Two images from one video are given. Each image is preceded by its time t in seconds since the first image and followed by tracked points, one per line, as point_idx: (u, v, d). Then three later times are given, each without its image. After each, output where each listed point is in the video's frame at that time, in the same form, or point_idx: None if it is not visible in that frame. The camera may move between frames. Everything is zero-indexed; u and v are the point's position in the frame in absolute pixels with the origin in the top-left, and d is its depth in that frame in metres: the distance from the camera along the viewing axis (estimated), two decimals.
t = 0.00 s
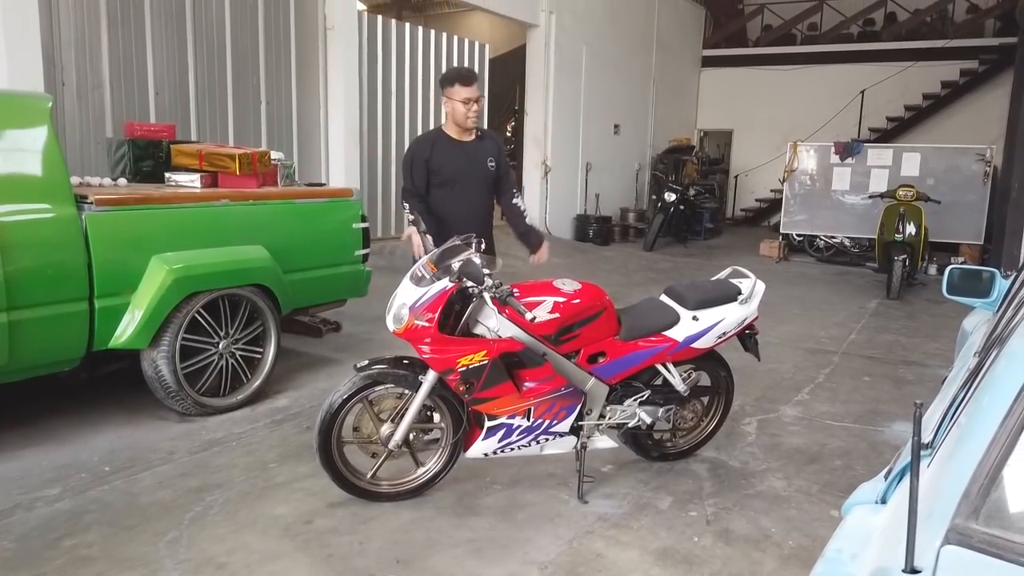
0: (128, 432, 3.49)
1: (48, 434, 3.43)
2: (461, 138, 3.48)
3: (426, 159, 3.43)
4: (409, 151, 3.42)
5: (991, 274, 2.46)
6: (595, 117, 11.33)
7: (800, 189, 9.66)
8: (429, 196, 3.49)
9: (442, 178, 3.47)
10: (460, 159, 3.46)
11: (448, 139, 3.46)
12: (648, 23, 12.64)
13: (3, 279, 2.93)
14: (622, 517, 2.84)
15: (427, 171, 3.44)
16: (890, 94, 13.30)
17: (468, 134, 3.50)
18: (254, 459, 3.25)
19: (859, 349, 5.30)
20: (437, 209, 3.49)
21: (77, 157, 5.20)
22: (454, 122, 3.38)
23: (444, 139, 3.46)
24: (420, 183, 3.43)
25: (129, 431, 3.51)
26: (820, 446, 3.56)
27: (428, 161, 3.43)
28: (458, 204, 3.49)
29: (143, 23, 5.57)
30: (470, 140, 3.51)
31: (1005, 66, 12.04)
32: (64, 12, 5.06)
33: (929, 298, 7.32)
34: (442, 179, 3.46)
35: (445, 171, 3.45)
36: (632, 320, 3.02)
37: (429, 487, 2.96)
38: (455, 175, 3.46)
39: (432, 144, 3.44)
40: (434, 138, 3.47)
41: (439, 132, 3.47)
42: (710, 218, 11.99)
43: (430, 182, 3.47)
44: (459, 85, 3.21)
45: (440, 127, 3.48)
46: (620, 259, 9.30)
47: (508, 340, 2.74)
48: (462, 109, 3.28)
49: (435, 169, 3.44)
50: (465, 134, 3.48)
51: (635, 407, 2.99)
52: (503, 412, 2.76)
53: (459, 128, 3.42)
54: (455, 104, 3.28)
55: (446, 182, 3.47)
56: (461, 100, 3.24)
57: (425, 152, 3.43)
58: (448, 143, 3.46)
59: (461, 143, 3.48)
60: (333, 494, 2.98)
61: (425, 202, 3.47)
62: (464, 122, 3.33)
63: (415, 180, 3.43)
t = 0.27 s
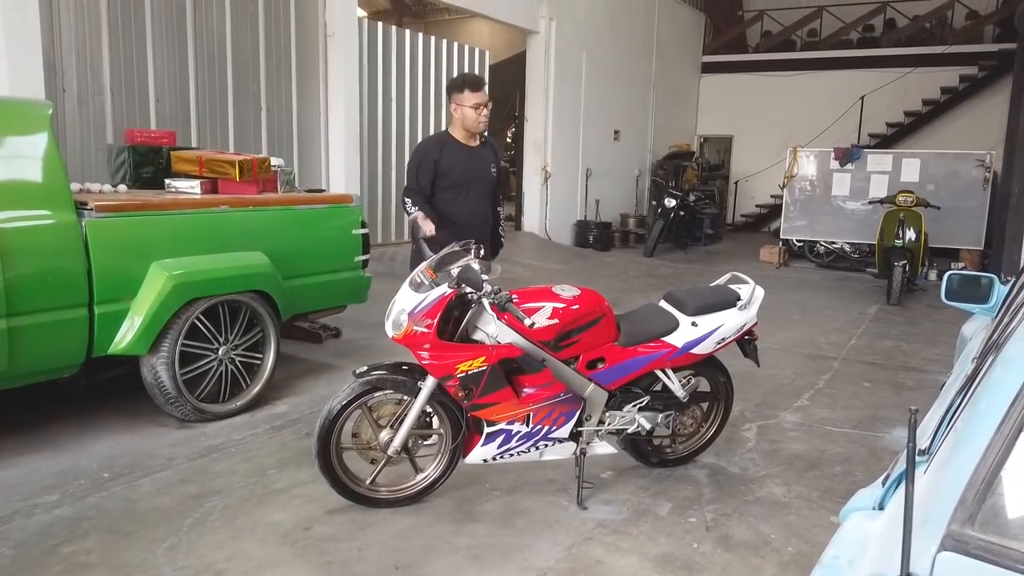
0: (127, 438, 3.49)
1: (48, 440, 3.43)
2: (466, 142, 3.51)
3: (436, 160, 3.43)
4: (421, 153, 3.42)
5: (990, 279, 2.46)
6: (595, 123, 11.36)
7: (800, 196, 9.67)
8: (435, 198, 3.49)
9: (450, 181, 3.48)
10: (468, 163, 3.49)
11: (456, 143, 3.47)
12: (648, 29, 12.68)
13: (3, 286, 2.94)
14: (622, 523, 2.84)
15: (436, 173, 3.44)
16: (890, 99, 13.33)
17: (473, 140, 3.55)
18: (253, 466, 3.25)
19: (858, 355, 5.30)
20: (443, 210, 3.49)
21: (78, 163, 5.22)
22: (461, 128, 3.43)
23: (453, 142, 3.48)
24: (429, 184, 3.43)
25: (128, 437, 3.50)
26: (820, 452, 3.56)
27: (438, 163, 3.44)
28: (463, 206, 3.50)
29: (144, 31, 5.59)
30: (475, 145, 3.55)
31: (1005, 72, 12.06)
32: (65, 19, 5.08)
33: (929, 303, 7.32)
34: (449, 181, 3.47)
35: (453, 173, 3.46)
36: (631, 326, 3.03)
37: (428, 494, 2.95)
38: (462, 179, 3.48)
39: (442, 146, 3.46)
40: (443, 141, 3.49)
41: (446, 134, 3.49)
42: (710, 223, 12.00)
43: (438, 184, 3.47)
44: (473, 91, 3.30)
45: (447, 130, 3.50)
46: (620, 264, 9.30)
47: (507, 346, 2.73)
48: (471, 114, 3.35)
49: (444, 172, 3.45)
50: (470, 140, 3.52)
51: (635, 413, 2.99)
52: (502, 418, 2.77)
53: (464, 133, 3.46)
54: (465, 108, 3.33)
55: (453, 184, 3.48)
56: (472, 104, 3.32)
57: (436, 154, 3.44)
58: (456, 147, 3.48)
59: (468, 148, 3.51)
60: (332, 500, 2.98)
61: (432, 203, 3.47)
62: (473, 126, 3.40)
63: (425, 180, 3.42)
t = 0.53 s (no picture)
0: (127, 442, 3.49)
1: (47, 444, 3.43)
2: (467, 145, 3.49)
3: (441, 164, 3.40)
4: (426, 155, 3.38)
5: (989, 282, 2.45)
6: (595, 126, 11.37)
7: (800, 199, 9.68)
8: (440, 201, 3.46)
9: (454, 184, 3.45)
10: (471, 166, 3.47)
11: (457, 145, 3.45)
12: (648, 33, 12.70)
13: (3, 290, 2.94)
14: (621, 527, 2.84)
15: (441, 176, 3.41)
16: (889, 103, 13.34)
17: (473, 142, 3.53)
18: (252, 469, 3.24)
19: (858, 358, 5.30)
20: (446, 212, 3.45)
21: (79, 167, 5.23)
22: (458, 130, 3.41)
23: (455, 145, 3.45)
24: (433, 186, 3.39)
25: (128, 441, 3.50)
26: (820, 455, 3.56)
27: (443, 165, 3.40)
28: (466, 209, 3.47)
29: (145, 35, 5.61)
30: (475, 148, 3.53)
31: (1004, 75, 12.08)
32: (66, 22, 5.09)
33: (929, 307, 7.32)
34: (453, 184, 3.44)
35: (457, 176, 3.43)
36: (631, 329, 3.03)
37: (427, 497, 2.95)
38: (465, 182, 3.46)
39: (445, 150, 3.43)
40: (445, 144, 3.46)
41: (447, 137, 3.45)
42: (710, 227, 11.99)
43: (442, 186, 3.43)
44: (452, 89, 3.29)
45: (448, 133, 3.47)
46: (620, 268, 9.30)
47: (507, 350, 2.73)
48: (459, 114, 3.34)
49: (448, 175, 3.42)
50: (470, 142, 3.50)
51: (635, 416, 2.99)
52: (502, 421, 2.76)
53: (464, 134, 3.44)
54: (452, 110, 3.33)
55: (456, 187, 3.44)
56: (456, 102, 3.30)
57: (440, 157, 3.41)
58: (459, 149, 3.45)
59: (469, 151, 3.49)
60: (332, 504, 2.97)
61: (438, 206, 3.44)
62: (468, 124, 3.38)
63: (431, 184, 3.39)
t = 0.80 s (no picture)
0: (127, 444, 3.49)
1: (47, 446, 3.43)
2: (463, 147, 3.47)
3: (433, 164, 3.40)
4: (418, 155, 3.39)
5: (989, 285, 2.46)
6: (595, 129, 11.38)
7: (800, 201, 9.68)
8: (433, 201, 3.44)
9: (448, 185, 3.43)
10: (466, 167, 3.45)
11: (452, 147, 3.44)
12: (647, 36, 12.72)
13: (2, 292, 2.94)
14: (621, 529, 2.84)
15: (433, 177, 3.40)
16: (888, 106, 13.36)
17: (470, 144, 3.50)
18: (252, 471, 3.24)
19: (858, 361, 5.30)
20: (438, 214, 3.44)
21: (79, 169, 5.23)
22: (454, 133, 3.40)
23: (450, 147, 3.45)
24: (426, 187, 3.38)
25: (127, 443, 3.50)
26: (820, 458, 3.56)
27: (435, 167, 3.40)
28: (460, 211, 3.45)
29: (145, 37, 5.62)
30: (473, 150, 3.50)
31: (1003, 78, 12.09)
32: (67, 24, 5.09)
33: (929, 309, 7.33)
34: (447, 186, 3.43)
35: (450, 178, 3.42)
36: (631, 332, 3.03)
37: (427, 499, 2.95)
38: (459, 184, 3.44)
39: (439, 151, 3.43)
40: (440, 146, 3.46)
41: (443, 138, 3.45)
42: (710, 229, 11.99)
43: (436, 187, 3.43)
44: (439, 93, 3.28)
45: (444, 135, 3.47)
46: (620, 270, 9.30)
47: (507, 352, 2.74)
48: (452, 118, 3.33)
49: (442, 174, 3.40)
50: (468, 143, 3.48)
51: (635, 419, 2.99)
52: (501, 424, 2.76)
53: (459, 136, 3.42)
54: (443, 115, 3.33)
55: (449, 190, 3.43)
56: (445, 106, 3.30)
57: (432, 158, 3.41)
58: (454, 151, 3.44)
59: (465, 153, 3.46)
60: (332, 506, 2.97)
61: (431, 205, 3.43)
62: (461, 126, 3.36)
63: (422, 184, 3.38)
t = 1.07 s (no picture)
0: (128, 446, 3.49)
1: (48, 447, 3.43)
2: (454, 149, 3.41)
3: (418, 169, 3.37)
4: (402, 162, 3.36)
5: (990, 287, 2.46)
6: (595, 131, 11.39)
7: (800, 204, 9.68)
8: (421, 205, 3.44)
9: (434, 189, 3.40)
10: (453, 173, 3.39)
11: (441, 151, 3.39)
12: (648, 38, 12.74)
13: (4, 293, 2.94)
14: (622, 531, 2.84)
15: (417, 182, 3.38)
16: (889, 108, 13.37)
17: (461, 147, 3.43)
18: (253, 473, 3.24)
19: (859, 363, 5.30)
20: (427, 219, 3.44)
21: (80, 171, 5.23)
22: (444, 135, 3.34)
23: (438, 152, 3.39)
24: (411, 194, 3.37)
25: (128, 445, 3.50)
26: (821, 460, 3.55)
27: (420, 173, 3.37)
28: (448, 217, 3.42)
29: (146, 40, 5.62)
30: (464, 153, 3.43)
31: (1004, 80, 12.10)
32: (68, 26, 5.10)
33: (930, 312, 7.33)
34: (434, 191, 3.39)
35: (437, 184, 3.38)
36: (631, 333, 3.03)
37: (428, 501, 2.95)
38: (446, 189, 3.40)
39: (424, 156, 3.39)
40: (427, 151, 3.41)
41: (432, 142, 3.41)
42: (710, 231, 12.00)
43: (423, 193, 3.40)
44: (429, 93, 3.21)
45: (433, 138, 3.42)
46: (620, 272, 9.31)
47: (508, 354, 2.74)
48: (441, 119, 3.27)
49: (428, 179, 3.37)
50: (459, 146, 3.41)
51: (635, 421, 2.99)
52: (502, 426, 2.76)
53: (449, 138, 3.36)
54: (432, 116, 3.27)
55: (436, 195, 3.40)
56: (435, 108, 3.23)
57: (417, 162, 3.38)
58: (442, 156, 3.39)
59: (454, 156, 3.41)
60: (332, 508, 2.97)
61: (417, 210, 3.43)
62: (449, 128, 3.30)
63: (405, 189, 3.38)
